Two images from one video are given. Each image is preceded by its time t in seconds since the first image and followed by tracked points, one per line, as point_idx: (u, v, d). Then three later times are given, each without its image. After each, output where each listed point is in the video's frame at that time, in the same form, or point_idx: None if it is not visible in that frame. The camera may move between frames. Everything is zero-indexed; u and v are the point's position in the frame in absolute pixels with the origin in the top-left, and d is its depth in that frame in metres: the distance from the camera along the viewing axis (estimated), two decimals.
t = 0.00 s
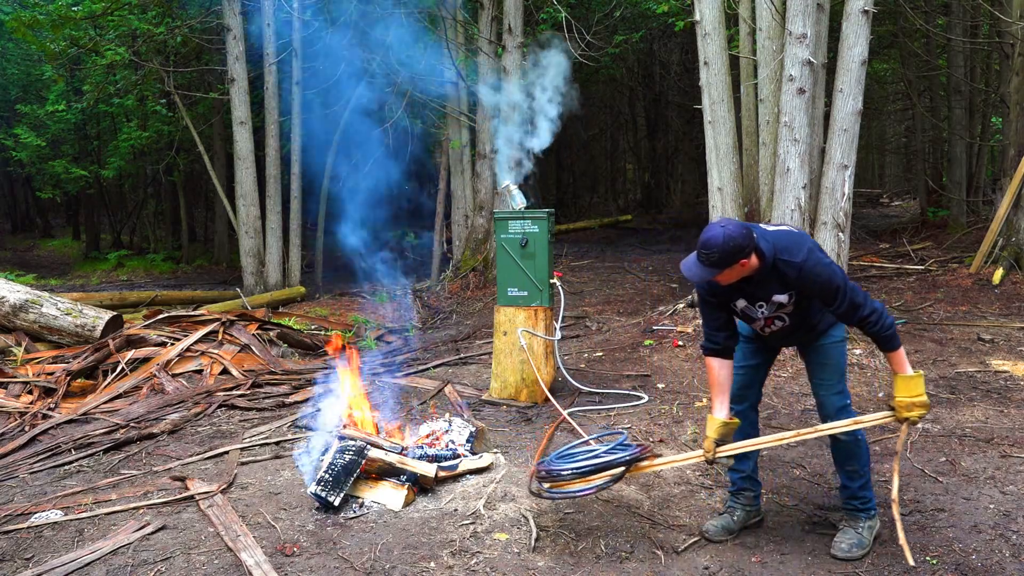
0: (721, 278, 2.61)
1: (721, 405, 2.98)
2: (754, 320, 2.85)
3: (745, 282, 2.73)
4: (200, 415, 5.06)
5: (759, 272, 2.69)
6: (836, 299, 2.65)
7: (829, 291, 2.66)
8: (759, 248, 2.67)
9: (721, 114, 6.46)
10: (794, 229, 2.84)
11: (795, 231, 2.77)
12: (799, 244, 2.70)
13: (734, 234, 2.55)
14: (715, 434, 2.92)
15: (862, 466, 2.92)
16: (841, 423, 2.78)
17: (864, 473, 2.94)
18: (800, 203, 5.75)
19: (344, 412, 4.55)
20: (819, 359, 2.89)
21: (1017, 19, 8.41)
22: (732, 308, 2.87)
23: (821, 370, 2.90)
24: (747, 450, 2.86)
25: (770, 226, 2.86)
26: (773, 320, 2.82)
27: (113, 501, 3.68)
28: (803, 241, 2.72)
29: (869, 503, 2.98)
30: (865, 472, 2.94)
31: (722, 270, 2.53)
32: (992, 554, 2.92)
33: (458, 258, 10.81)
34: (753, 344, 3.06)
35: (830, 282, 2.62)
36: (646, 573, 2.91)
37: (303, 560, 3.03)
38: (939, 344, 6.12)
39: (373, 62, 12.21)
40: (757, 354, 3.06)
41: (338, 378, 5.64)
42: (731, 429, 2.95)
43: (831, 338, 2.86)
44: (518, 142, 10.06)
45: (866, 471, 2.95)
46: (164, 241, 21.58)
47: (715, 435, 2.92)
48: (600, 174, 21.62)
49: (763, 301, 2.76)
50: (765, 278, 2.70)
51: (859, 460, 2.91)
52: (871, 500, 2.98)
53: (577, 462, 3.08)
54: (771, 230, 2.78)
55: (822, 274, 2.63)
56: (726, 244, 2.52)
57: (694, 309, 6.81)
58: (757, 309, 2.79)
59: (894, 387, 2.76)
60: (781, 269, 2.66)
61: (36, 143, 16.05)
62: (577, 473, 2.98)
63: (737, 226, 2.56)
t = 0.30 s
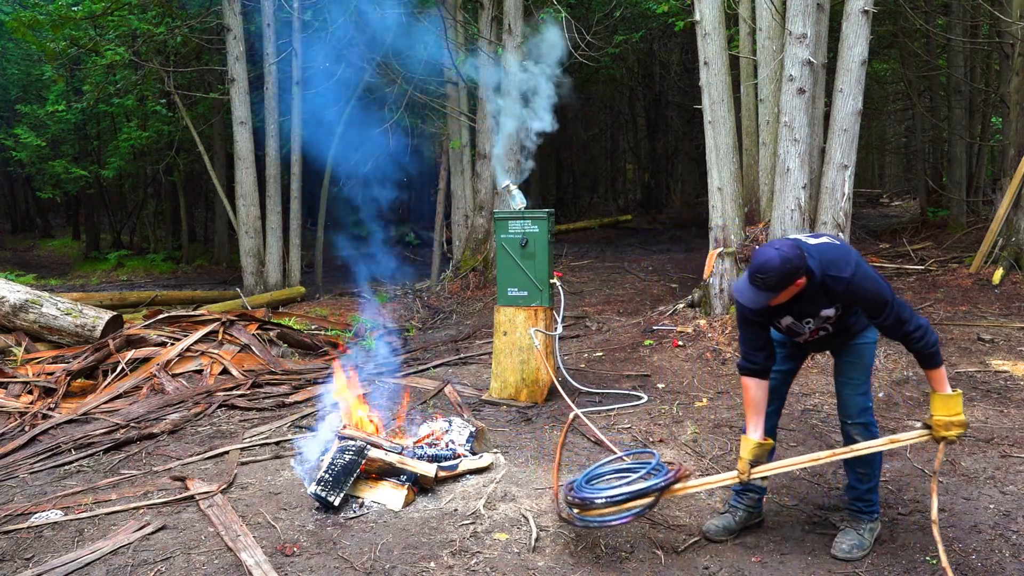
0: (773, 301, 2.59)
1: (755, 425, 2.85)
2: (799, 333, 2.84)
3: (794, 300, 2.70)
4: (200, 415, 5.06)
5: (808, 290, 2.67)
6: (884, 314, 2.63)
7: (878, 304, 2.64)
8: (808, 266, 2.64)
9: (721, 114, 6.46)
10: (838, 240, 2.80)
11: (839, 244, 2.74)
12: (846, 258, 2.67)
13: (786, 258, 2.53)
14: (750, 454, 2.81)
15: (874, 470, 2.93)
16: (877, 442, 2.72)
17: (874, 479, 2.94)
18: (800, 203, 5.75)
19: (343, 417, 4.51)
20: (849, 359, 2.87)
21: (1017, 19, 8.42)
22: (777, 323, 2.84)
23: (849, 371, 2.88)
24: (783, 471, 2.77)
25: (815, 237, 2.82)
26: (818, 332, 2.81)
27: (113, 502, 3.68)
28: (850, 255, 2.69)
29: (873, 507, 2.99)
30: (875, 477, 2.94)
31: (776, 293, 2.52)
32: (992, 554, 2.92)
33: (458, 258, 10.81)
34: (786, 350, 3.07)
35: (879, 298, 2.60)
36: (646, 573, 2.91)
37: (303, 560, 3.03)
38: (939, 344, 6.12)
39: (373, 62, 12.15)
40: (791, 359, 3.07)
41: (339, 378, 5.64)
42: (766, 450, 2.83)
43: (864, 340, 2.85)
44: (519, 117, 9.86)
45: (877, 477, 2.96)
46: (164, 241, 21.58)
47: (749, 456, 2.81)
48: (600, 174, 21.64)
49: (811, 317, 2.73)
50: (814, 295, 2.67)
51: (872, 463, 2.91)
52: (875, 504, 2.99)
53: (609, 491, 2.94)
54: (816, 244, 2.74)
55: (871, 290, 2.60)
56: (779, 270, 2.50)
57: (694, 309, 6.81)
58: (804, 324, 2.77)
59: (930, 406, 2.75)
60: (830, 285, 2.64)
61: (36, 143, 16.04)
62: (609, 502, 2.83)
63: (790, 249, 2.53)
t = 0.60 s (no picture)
0: (802, 322, 2.60)
1: (771, 443, 2.87)
2: (828, 343, 2.83)
3: (822, 316, 2.70)
4: (200, 415, 5.06)
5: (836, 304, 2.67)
6: (915, 321, 2.63)
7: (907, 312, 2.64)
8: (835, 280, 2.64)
9: (721, 114, 6.46)
10: (863, 247, 2.79)
11: (864, 252, 2.73)
12: (871, 268, 2.67)
13: (813, 279, 2.52)
14: (765, 473, 2.83)
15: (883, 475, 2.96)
16: (891, 453, 2.72)
17: (883, 481, 2.96)
18: (800, 203, 5.75)
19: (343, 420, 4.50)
20: (871, 360, 2.87)
21: (1017, 19, 8.41)
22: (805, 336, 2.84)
23: (871, 372, 2.87)
24: (797, 488, 2.80)
25: (840, 245, 2.81)
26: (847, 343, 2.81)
27: (113, 502, 3.68)
28: (876, 264, 2.68)
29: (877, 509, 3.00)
30: (884, 480, 2.96)
31: (805, 314, 2.53)
32: (992, 554, 2.92)
33: (458, 258, 10.81)
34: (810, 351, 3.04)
35: (906, 306, 2.61)
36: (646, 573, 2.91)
37: (303, 560, 3.03)
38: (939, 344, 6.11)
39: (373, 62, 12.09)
40: (814, 361, 3.05)
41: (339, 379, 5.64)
42: (781, 467, 2.87)
43: (889, 341, 2.85)
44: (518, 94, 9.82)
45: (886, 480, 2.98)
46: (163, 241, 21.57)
47: (765, 474, 2.83)
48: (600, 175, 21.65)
49: (841, 330, 2.73)
50: (843, 309, 2.67)
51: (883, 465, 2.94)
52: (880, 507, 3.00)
53: (624, 527, 2.88)
54: (842, 254, 2.73)
55: (899, 299, 2.61)
56: (807, 293, 2.50)
57: (694, 309, 6.81)
58: (834, 337, 2.77)
59: (946, 411, 2.77)
60: (857, 298, 2.64)
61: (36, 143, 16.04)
62: (627, 542, 2.78)
63: (817, 270, 2.53)
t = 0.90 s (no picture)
0: (802, 311, 2.59)
1: (769, 436, 2.84)
2: (829, 339, 2.83)
3: (823, 308, 2.70)
4: (200, 415, 5.06)
5: (838, 295, 2.67)
6: (918, 310, 2.64)
7: (910, 302, 2.64)
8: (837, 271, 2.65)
9: (721, 114, 6.46)
10: (863, 241, 2.81)
11: (865, 245, 2.75)
12: (871, 260, 2.68)
13: (814, 267, 2.52)
14: (763, 467, 2.80)
15: (883, 475, 2.94)
16: (887, 437, 2.73)
17: (884, 481, 2.94)
18: (800, 203, 5.75)
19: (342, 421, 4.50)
20: (873, 360, 2.87)
21: (1017, 19, 8.40)
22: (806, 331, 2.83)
23: (872, 371, 2.87)
24: (795, 481, 2.78)
25: (840, 240, 2.83)
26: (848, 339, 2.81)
27: (114, 502, 3.68)
28: (877, 255, 2.70)
29: (877, 509, 2.99)
30: (885, 479, 2.94)
31: (808, 301, 2.52)
32: (992, 554, 2.92)
33: (458, 258, 10.81)
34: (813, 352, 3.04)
35: (909, 293, 2.62)
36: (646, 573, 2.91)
37: (303, 560, 3.03)
38: (939, 344, 6.11)
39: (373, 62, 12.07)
40: (818, 362, 3.04)
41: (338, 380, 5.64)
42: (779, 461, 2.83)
43: (892, 341, 2.83)
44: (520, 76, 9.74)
45: (886, 480, 2.96)
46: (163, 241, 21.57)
47: (763, 468, 2.80)
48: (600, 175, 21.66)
49: (841, 323, 2.73)
50: (845, 300, 2.67)
51: (883, 465, 2.92)
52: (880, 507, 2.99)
53: (624, 530, 2.89)
54: (844, 248, 2.75)
55: (900, 288, 2.62)
56: (808, 279, 2.50)
57: (694, 309, 6.81)
58: (835, 331, 2.76)
59: (944, 395, 2.74)
60: (859, 288, 2.65)
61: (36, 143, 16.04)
62: (628, 544, 2.79)
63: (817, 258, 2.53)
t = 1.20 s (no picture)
0: (810, 278, 2.58)
1: (770, 416, 2.83)
2: (835, 323, 2.81)
3: (831, 282, 2.70)
4: (200, 415, 5.06)
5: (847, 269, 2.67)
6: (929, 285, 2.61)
7: (920, 277, 2.62)
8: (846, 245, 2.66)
9: (721, 114, 6.46)
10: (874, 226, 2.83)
11: (875, 227, 2.77)
12: (881, 237, 2.69)
13: (824, 229, 2.53)
14: (763, 444, 2.77)
15: (886, 477, 2.93)
16: (874, 403, 2.65)
17: (886, 483, 2.93)
18: (800, 203, 5.75)
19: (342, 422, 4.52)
20: (879, 360, 2.87)
21: (1017, 19, 8.39)
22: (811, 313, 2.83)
23: (878, 373, 2.87)
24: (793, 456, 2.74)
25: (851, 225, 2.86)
26: (854, 322, 2.79)
27: (113, 502, 3.68)
28: (888, 234, 2.71)
29: (878, 510, 2.99)
30: (888, 482, 2.93)
31: (817, 263, 2.51)
32: (992, 554, 2.92)
33: (458, 258, 10.81)
34: (820, 355, 3.03)
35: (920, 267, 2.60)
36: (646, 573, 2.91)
37: (303, 560, 3.03)
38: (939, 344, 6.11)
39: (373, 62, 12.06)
40: (825, 365, 3.03)
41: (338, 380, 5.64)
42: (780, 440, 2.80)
43: (899, 344, 2.82)
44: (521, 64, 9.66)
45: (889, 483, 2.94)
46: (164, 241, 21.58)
47: (763, 444, 2.76)
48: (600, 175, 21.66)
49: (848, 302, 2.72)
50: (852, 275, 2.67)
51: (886, 467, 2.91)
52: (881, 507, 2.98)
53: (618, 524, 2.90)
54: (855, 229, 2.77)
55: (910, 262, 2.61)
56: (817, 241, 2.50)
57: (694, 309, 6.81)
58: (840, 312, 2.76)
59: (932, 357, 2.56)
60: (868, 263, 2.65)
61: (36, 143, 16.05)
62: (620, 537, 2.79)
63: (828, 221, 2.54)
